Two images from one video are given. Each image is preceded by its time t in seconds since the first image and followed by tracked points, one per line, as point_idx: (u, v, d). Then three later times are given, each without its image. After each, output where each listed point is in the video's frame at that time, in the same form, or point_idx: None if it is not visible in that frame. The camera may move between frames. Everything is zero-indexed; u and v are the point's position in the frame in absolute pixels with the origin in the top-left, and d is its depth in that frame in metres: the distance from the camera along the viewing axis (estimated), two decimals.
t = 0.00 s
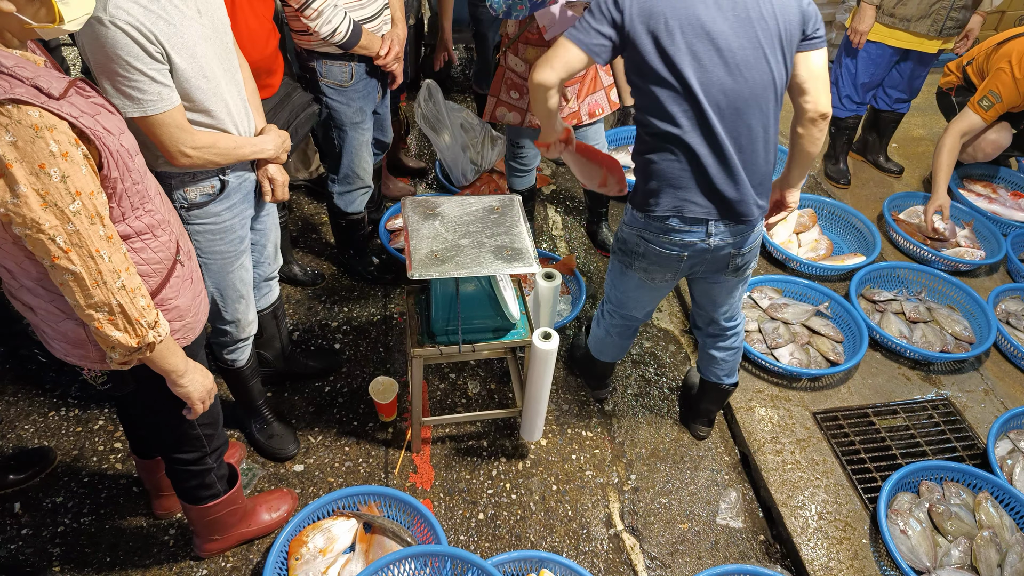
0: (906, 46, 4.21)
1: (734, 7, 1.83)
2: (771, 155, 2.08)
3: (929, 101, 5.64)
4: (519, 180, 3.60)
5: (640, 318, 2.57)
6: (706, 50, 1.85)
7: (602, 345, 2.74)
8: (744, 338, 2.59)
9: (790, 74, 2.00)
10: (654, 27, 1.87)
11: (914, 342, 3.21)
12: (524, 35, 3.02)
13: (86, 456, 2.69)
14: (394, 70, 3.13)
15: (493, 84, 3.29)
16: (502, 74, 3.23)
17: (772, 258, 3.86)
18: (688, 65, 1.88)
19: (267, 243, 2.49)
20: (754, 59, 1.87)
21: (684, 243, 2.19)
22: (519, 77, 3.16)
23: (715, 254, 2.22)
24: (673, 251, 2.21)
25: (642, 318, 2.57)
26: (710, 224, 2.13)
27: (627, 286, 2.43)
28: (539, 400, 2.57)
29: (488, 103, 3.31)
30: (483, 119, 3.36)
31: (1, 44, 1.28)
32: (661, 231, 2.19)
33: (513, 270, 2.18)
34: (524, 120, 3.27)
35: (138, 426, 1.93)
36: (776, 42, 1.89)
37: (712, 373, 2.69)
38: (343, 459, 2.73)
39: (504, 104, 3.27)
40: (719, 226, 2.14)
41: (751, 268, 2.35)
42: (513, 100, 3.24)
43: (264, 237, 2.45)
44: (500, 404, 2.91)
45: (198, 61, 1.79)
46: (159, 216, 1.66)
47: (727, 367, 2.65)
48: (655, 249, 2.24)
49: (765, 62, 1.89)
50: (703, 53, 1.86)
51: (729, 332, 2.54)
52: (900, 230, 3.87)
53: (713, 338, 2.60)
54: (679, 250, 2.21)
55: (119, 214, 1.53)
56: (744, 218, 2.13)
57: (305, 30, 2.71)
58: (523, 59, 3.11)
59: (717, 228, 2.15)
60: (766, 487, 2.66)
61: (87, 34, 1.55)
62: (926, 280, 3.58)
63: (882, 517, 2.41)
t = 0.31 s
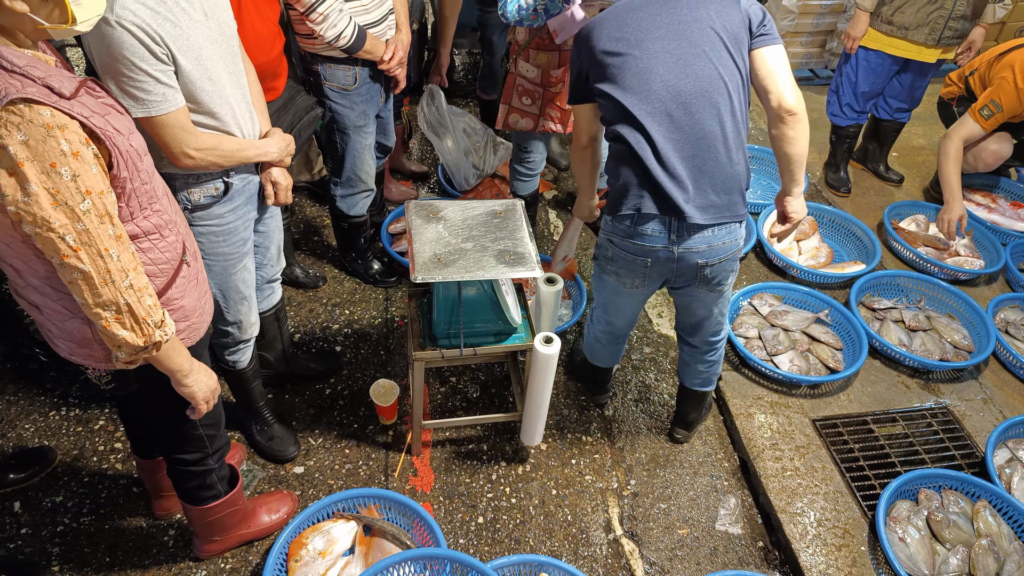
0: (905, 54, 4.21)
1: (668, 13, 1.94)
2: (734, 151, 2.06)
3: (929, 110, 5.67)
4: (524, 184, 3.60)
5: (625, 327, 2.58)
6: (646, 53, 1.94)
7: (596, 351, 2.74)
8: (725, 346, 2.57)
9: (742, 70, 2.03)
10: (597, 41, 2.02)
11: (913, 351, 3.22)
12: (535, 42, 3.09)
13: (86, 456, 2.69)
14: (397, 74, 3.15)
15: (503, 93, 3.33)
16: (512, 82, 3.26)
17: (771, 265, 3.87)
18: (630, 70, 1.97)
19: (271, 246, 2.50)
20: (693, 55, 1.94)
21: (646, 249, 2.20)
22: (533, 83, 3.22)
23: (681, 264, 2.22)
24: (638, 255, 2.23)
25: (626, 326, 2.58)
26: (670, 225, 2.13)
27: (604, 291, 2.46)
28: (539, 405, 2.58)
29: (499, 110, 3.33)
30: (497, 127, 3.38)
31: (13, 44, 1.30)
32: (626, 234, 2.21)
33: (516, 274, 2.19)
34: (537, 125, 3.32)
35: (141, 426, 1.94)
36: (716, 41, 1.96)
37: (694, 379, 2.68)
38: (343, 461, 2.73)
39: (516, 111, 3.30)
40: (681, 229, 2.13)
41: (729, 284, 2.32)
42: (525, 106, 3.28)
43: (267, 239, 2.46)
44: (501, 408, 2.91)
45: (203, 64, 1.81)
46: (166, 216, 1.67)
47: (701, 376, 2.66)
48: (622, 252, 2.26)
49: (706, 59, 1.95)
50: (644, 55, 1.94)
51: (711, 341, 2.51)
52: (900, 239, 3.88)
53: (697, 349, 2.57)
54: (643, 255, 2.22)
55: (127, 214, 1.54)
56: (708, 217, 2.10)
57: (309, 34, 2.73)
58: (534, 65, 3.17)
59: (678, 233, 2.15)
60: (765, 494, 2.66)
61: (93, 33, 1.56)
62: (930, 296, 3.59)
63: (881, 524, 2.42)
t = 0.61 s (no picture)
0: (908, 50, 4.18)
1: (662, 13, 1.96)
2: (715, 154, 2.00)
3: (933, 107, 5.63)
4: (530, 176, 3.66)
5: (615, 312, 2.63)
6: (633, 53, 1.97)
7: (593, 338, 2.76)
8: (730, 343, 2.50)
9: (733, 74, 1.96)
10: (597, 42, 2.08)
11: (917, 349, 3.20)
12: (559, 32, 3.06)
13: (87, 455, 2.69)
14: (397, 73, 3.13)
15: (524, 81, 3.28)
16: (533, 72, 3.23)
17: (774, 264, 3.86)
18: (617, 68, 2.01)
19: (271, 245, 2.50)
20: (677, 56, 1.93)
21: (622, 244, 2.27)
22: (552, 74, 3.19)
23: (657, 262, 2.24)
24: (615, 249, 2.30)
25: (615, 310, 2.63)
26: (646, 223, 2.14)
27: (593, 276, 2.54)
28: (540, 404, 2.57)
29: (518, 99, 3.28)
30: (515, 115, 3.34)
31: (10, 43, 1.29)
32: (607, 227, 2.29)
33: (517, 273, 2.18)
34: (555, 117, 3.29)
35: (142, 426, 1.94)
36: (705, 43, 1.92)
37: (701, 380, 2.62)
38: (344, 461, 2.73)
39: (536, 100, 3.26)
40: (654, 227, 2.13)
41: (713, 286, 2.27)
42: (545, 96, 3.25)
43: (267, 239, 2.46)
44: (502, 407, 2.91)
45: (203, 60, 1.80)
46: (166, 216, 1.67)
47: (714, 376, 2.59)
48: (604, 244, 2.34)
49: (689, 60, 1.92)
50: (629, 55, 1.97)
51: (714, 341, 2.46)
52: (904, 237, 3.85)
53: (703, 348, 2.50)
54: (620, 249, 2.29)
55: (127, 214, 1.53)
56: (680, 218, 2.07)
57: (308, 32, 2.71)
58: (557, 56, 3.14)
59: (652, 232, 2.15)
60: (767, 493, 2.65)
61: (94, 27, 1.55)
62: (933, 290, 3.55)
63: (883, 524, 2.41)
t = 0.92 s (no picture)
0: (907, 45, 4.18)
1: None
2: (739, 150, 2.02)
3: (932, 101, 5.62)
4: (538, 170, 3.60)
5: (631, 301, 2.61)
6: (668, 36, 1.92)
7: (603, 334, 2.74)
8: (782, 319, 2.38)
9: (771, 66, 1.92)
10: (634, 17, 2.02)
11: (915, 344, 3.20)
12: (576, 20, 3.05)
13: (84, 452, 2.68)
14: (395, 67, 3.11)
15: (539, 67, 3.27)
16: (549, 58, 3.22)
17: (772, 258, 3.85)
18: (651, 52, 1.97)
19: (268, 240, 2.48)
20: (712, 46, 1.88)
21: (643, 233, 2.28)
22: (568, 61, 3.18)
23: (679, 250, 2.24)
24: (637, 237, 2.31)
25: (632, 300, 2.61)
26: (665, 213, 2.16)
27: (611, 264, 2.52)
28: (538, 400, 2.56)
29: (532, 85, 3.27)
30: (527, 100, 3.32)
31: None
32: (628, 214, 2.31)
33: (515, 269, 2.17)
34: (567, 105, 3.27)
35: (138, 423, 1.93)
36: (745, 35, 1.86)
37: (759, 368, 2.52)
38: (342, 457, 2.72)
39: (549, 87, 3.25)
40: (673, 219, 2.15)
41: (743, 270, 2.22)
42: (558, 84, 3.24)
43: (264, 235, 2.44)
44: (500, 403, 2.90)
45: (198, 52, 1.78)
46: (160, 211, 1.65)
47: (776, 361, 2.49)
48: (628, 231, 2.34)
49: (726, 50, 1.88)
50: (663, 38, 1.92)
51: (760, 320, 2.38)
52: (902, 231, 3.84)
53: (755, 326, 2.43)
54: (641, 237, 2.30)
55: (119, 210, 1.52)
56: (699, 212, 2.09)
57: (304, 26, 2.69)
58: (573, 44, 3.12)
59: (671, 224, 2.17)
60: (765, 488, 2.65)
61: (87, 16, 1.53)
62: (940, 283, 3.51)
63: (881, 518, 2.41)
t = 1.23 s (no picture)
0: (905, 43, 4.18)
1: (857, 50, 1.88)
2: (879, 198, 1.97)
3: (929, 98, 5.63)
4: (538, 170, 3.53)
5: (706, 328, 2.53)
6: (805, 83, 1.90)
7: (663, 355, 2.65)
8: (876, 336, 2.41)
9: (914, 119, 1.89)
10: (760, 68, 2.01)
11: (912, 341, 3.20)
12: (583, 16, 3.06)
13: (81, 450, 2.67)
14: (393, 64, 3.10)
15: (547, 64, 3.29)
16: (558, 54, 3.24)
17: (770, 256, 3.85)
18: (797, 94, 1.90)
19: (267, 237, 2.47)
20: (856, 94, 1.86)
21: (766, 281, 2.15)
22: (575, 58, 3.19)
23: (806, 294, 2.16)
24: (755, 286, 2.18)
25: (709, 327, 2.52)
26: (795, 257, 2.06)
27: (692, 300, 2.39)
28: (536, 397, 2.56)
29: (539, 81, 3.28)
30: (534, 96, 3.33)
31: None
32: (743, 262, 2.15)
33: (512, 266, 2.17)
34: (573, 102, 3.28)
35: (135, 420, 1.92)
36: (900, 89, 1.86)
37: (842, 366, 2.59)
38: (340, 455, 2.72)
39: (556, 84, 3.26)
40: (807, 261, 2.06)
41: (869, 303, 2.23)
42: (565, 81, 3.25)
43: (263, 231, 2.43)
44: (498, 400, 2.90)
45: (196, 48, 1.77)
46: (157, 209, 1.65)
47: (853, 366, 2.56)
48: (737, 280, 2.20)
49: (869, 99, 1.85)
50: (802, 86, 1.90)
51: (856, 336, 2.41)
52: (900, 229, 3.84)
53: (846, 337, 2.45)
54: (761, 286, 2.17)
55: (116, 207, 1.51)
56: (830, 251, 2.02)
57: (303, 24, 2.69)
58: (579, 41, 3.13)
59: (805, 271, 2.08)
60: (762, 485, 2.65)
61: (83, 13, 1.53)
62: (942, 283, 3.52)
63: (879, 515, 2.42)
